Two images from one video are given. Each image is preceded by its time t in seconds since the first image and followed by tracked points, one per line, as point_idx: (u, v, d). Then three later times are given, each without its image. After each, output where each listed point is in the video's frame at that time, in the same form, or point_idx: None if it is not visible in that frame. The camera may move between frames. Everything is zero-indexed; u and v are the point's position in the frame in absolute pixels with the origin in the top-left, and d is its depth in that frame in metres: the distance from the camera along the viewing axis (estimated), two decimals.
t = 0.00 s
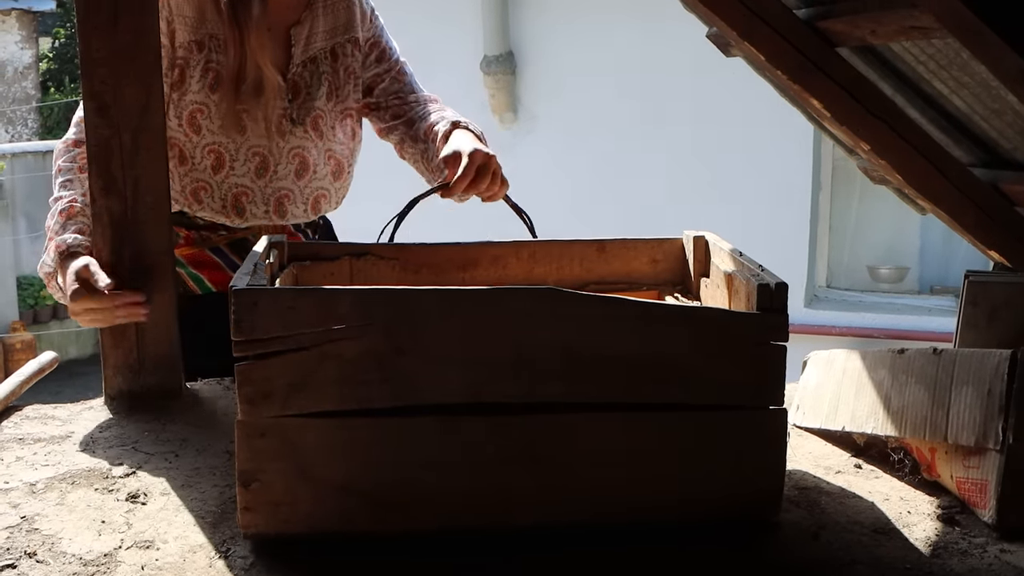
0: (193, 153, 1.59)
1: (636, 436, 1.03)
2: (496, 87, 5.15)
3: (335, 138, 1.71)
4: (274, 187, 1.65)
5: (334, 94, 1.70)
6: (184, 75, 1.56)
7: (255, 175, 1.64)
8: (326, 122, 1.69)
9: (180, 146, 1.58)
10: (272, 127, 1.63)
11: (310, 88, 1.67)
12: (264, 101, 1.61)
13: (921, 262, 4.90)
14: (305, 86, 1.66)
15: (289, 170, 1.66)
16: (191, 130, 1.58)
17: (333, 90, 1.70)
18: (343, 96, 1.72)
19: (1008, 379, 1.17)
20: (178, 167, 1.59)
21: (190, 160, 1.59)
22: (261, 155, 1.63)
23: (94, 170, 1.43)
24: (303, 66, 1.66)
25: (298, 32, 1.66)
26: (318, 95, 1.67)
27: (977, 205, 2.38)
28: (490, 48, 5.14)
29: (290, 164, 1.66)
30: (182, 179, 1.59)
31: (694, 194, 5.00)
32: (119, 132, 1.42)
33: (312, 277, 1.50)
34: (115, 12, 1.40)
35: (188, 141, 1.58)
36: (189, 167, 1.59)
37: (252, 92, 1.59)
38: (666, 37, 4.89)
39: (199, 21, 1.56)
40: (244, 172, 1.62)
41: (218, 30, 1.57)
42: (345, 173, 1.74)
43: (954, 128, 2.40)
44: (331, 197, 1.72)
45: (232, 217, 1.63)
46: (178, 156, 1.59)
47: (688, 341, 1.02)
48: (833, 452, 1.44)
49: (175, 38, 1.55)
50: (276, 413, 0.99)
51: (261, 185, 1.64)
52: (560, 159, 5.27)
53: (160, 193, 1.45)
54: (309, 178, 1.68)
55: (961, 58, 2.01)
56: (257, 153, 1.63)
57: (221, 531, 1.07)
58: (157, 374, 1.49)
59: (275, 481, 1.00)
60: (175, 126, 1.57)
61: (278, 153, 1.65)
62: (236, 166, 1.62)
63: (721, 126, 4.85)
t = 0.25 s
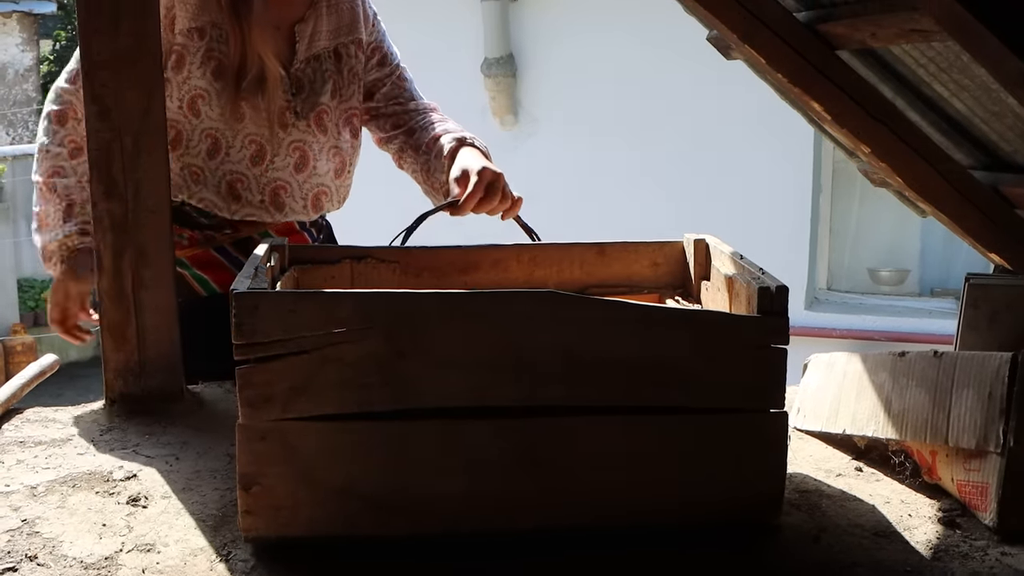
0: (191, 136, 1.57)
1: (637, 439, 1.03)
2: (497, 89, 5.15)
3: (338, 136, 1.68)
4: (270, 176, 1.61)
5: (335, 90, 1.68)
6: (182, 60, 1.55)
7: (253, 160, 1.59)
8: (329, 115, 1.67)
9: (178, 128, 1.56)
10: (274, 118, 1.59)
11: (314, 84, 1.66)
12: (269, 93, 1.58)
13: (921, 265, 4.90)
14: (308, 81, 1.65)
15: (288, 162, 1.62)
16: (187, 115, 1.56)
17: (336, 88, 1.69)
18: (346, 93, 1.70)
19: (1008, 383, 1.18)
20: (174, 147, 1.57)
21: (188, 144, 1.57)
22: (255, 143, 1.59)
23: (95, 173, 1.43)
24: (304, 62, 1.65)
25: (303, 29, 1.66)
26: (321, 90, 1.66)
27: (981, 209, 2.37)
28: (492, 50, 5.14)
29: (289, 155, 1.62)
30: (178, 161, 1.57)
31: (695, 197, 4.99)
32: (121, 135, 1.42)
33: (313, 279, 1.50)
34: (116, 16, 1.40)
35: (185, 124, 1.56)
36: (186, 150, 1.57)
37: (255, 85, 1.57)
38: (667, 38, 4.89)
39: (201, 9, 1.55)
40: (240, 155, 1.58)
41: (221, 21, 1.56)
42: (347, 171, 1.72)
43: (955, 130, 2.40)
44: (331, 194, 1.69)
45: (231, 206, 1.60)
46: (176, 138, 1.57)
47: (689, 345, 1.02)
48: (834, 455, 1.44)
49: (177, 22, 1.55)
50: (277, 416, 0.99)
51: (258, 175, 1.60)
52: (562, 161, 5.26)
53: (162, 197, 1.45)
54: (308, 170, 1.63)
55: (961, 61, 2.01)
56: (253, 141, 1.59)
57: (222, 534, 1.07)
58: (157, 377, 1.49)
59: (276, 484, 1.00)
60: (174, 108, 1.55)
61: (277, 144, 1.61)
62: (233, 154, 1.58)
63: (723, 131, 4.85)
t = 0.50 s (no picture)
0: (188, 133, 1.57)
1: (640, 447, 1.03)
2: (498, 96, 5.17)
3: (338, 143, 1.67)
4: (268, 177, 1.59)
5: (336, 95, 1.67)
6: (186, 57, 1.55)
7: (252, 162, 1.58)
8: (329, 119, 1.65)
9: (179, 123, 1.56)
10: (275, 121, 1.59)
11: (317, 89, 1.65)
12: (272, 97, 1.57)
13: (922, 271, 4.91)
14: (310, 86, 1.64)
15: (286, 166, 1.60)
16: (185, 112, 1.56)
17: (338, 94, 1.67)
18: (343, 97, 1.68)
19: (1010, 390, 1.19)
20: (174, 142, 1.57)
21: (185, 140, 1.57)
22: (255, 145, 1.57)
23: (98, 180, 1.43)
24: (307, 66, 1.64)
25: (306, 34, 1.65)
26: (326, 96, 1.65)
27: (981, 215, 2.39)
28: (493, 57, 5.15)
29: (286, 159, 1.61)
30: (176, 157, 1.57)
31: (695, 203, 5.00)
32: (122, 141, 1.43)
33: (314, 286, 1.50)
34: (118, 24, 1.40)
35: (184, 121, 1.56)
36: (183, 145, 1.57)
37: (261, 88, 1.56)
38: (667, 43, 4.90)
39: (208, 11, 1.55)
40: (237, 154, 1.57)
41: (225, 22, 1.55)
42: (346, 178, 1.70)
43: (956, 138, 2.40)
44: (330, 201, 1.67)
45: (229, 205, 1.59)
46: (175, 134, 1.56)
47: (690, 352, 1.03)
48: (836, 462, 1.44)
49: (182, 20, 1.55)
50: (279, 423, 0.99)
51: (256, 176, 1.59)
52: (564, 168, 5.27)
53: (162, 203, 1.45)
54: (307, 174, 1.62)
55: (963, 67, 2.01)
56: (253, 142, 1.57)
57: (224, 541, 1.07)
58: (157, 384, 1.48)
59: (278, 492, 1.00)
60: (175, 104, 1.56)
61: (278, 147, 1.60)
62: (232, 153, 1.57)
63: (724, 137, 4.86)
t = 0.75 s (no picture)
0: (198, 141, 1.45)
1: (642, 454, 1.03)
2: (500, 102, 5.16)
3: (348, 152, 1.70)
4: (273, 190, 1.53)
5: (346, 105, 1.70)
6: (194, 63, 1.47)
7: (286, 166, 1.42)
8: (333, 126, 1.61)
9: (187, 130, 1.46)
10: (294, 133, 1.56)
11: (328, 99, 1.66)
12: (288, 105, 1.49)
13: (924, 277, 4.91)
14: (321, 96, 1.65)
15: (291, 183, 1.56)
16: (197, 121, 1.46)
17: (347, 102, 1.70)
18: (359, 106, 1.73)
19: (1012, 396, 1.18)
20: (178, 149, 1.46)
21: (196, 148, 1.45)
22: (281, 153, 1.44)
23: (99, 188, 1.44)
24: (314, 76, 1.65)
25: (312, 42, 1.64)
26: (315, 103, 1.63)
27: (984, 223, 2.38)
28: (495, 63, 5.16)
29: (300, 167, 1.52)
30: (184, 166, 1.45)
31: (696, 210, 5.01)
32: (125, 148, 1.43)
33: (317, 293, 1.51)
34: (120, 30, 1.41)
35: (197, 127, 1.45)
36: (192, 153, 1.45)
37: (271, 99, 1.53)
38: (669, 50, 4.92)
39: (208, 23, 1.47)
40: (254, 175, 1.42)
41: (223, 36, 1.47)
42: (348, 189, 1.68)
43: (957, 145, 2.40)
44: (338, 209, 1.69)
45: (243, 220, 1.48)
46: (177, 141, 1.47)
47: (691, 360, 1.03)
48: (838, 469, 1.44)
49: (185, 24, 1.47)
50: (281, 430, 0.99)
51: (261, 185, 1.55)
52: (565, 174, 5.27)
53: (164, 210, 1.45)
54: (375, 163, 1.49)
55: (963, 74, 2.02)
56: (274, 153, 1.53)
57: (226, 548, 1.07)
58: (160, 391, 1.49)
59: (280, 498, 1.00)
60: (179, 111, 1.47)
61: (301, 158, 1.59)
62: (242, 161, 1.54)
63: (726, 144, 4.86)
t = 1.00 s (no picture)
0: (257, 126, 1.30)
1: (644, 467, 1.03)
2: (501, 112, 5.18)
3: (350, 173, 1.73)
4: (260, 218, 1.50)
5: (352, 125, 1.71)
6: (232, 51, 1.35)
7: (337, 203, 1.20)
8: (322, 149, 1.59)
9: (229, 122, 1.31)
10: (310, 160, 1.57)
11: (339, 119, 1.67)
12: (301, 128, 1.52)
13: (926, 287, 4.92)
14: (336, 117, 1.67)
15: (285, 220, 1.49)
16: (245, 109, 1.32)
17: (353, 121, 1.72)
18: (363, 128, 1.75)
19: (1013, 408, 1.18)
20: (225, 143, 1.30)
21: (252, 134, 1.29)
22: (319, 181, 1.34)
23: (102, 200, 1.44)
24: (325, 97, 1.64)
25: (329, 61, 1.63)
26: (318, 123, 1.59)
27: (984, 233, 2.41)
28: (496, 74, 5.18)
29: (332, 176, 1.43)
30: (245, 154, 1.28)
31: (697, 221, 5.02)
32: (128, 159, 1.43)
33: (318, 305, 1.50)
34: (123, 42, 1.41)
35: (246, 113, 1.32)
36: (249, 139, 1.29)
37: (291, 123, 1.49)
38: (670, 60, 4.93)
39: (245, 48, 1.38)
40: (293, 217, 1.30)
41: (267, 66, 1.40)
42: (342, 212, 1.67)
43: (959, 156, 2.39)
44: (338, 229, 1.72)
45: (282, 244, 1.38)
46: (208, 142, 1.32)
47: (693, 372, 1.03)
48: (840, 480, 1.44)
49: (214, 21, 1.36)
50: (283, 442, 0.99)
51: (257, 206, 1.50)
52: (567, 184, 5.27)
53: (167, 223, 1.45)
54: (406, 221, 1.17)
55: (964, 85, 2.03)
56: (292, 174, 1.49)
57: (228, 560, 1.07)
58: (161, 402, 1.49)
59: (283, 510, 1.00)
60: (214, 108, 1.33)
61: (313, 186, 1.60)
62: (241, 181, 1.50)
63: (728, 155, 4.88)
